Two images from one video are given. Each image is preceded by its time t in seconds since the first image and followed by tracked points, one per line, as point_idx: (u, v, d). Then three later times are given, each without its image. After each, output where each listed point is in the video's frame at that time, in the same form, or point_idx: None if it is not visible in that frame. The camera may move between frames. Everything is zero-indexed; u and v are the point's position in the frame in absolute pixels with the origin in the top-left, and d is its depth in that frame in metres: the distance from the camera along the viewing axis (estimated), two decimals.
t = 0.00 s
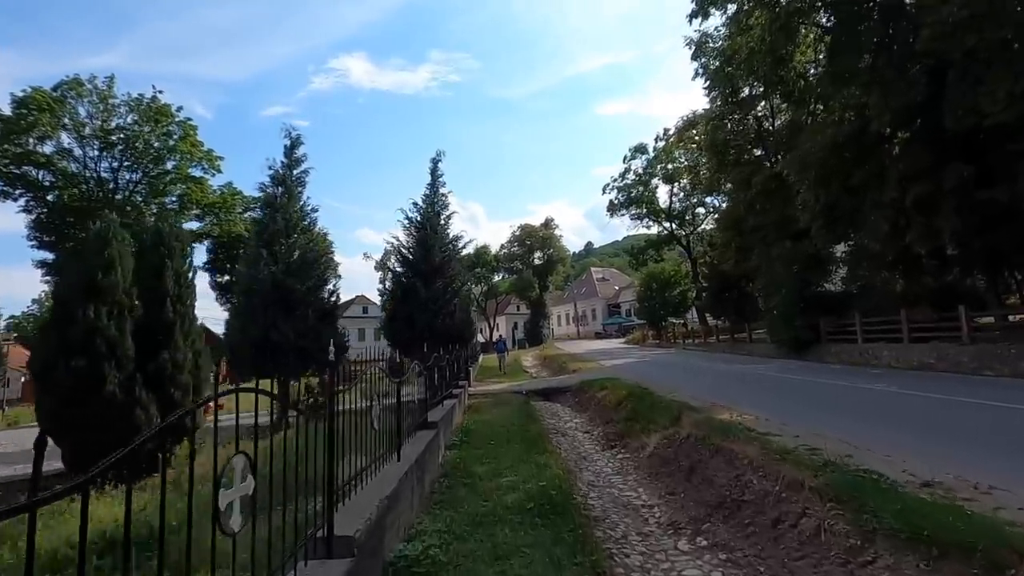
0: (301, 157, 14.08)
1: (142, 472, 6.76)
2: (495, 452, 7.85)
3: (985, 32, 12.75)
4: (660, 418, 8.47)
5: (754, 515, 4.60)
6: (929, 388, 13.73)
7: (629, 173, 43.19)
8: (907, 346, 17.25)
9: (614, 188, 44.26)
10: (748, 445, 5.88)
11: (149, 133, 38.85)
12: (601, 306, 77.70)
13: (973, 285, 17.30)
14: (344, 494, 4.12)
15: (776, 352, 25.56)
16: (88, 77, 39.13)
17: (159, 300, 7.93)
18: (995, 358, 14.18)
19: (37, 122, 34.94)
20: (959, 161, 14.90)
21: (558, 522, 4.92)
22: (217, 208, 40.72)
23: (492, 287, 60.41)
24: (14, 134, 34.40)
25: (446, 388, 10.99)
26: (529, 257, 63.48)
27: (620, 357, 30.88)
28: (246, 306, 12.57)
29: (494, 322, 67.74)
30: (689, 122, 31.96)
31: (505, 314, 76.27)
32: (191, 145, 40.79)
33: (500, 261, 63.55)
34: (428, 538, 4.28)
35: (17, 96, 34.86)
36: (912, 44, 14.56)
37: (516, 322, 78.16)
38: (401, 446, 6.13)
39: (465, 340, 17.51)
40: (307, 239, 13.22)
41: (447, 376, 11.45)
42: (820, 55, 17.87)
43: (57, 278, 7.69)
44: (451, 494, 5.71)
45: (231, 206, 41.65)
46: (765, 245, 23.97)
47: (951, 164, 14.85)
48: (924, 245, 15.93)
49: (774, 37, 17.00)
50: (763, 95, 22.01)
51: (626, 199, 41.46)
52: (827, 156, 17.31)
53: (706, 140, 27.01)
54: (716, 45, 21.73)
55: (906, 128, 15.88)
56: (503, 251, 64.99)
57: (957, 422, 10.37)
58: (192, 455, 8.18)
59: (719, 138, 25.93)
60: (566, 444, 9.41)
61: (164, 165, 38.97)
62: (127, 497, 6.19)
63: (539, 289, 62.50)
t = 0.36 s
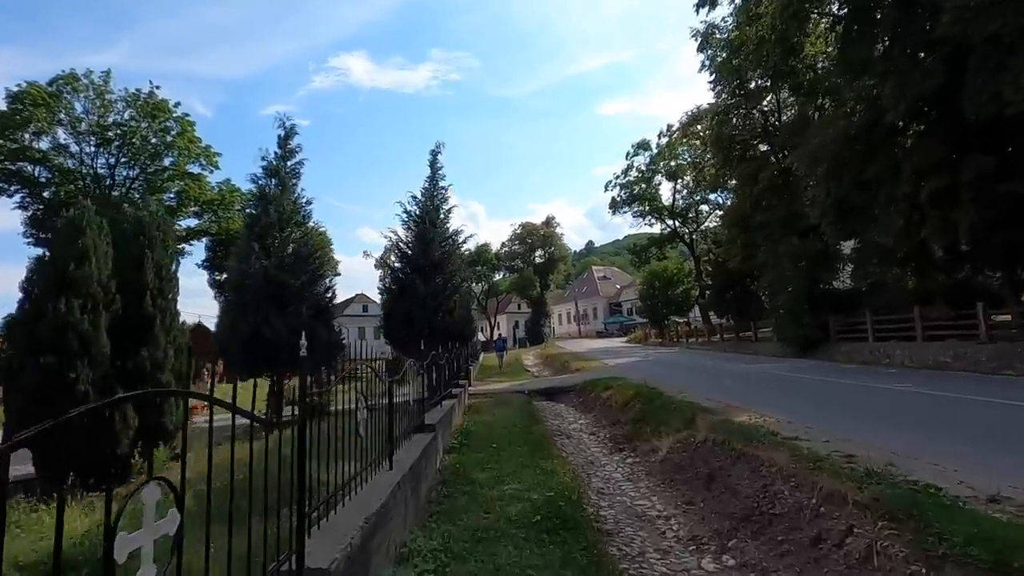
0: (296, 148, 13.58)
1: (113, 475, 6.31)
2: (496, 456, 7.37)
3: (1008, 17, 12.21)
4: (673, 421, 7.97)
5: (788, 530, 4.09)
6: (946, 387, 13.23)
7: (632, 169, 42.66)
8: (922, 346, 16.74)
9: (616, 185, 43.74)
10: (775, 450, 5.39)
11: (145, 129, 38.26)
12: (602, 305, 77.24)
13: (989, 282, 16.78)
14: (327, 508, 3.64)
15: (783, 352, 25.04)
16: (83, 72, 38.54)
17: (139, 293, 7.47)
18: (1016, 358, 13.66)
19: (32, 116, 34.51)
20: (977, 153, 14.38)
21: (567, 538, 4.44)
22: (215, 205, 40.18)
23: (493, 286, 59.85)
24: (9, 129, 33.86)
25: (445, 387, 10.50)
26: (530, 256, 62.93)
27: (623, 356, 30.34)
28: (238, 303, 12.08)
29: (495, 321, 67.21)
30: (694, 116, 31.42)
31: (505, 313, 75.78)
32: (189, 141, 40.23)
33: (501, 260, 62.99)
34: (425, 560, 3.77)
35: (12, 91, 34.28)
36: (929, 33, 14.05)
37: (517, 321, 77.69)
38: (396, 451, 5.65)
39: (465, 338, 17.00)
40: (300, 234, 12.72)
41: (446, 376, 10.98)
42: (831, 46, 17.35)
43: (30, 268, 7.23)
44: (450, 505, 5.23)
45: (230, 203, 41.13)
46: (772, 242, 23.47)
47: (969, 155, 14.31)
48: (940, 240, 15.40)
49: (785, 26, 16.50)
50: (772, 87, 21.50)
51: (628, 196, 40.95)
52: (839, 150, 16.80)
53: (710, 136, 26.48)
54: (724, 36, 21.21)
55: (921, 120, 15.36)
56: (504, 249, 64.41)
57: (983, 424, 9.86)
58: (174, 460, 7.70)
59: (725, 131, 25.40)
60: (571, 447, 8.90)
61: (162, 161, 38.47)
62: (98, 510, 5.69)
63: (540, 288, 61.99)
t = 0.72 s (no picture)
0: (289, 139, 13.06)
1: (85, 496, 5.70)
2: (499, 463, 6.90)
3: None
4: (687, 426, 7.49)
5: (831, 555, 3.59)
6: (964, 387, 12.74)
7: (634, 166, 42.13)
8: (937, 345, 16.26)
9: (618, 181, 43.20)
10: (808, 461, 4.91)
11: (141, 124, 37.66)
12: (602, 304, 76.77)
13: (1005, 279, 16.30)
14: (304, 535, 3.14)
15: (790, 350, 24.56)
16: (79, 66, 37.91)
17: (115, 291, 7.04)
18: None
19: (26, 112, 33.83)
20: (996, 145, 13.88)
21: (580, 562, 3.95)
22: (213, 202, 39.59)
23: (492, 284, 59.33)
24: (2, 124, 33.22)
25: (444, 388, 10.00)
26: (531, 254, 62.40)
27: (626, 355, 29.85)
28: (228, 300, 11.59)
29: (495, 319, 66.71)
30: (699, 111, 30.89)
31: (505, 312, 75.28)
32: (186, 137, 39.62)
33: (501, 257, 62.45)
34: None
35: (5, 85, 33.62)
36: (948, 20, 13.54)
37: (517, 320, 77.23)
38: (390, 461, 5.17)
39: (465, 336, 16.51)
40: (293, 228, 12.21)
41: (445, 376, 10.50)
42: (843, 36, 16.80)
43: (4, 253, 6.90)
44: (449, 522, 4.74)
45: (228, 199, 40.54)
46: (779, 239, 22.96)
47: (989, 147, 13.81)
48: (956, 236, 14.91)
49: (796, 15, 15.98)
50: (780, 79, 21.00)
51: (630, 192, 40.43)
52: (852, 142, 16.29)
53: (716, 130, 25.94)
54: (732, 26, 20.67)
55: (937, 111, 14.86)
56: (504, 247, 63.87)
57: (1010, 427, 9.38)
58: (161, 468, 7.24)
59: (731, 125, 24.88)
60: (577, 452, 8.39)
61: (158, 158, 37.88)
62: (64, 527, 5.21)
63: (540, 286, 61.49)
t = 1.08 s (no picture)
0: (281, 130, 12.55)
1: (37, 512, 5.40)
2: (498, 471, 6.38)
3: None
4: (701, 432, 6.95)
5: None
6: (981, 387, 12.24)
7: (636, 164, 41.65)
8: (952, 345, 15.75)
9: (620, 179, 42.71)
10: (846, 474, 4.38)
11: (137, 121, 37.10)
12: (603, 304, 76.30)
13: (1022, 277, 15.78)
14: (266, 569, 2.63)
15: (796, 351, 24.05)
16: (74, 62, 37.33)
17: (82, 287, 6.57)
18: None
19: (21, 108, 33.10)
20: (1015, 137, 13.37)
21: None
22: (210, 200, 39.03)
23: (492, 284, 58.81)
24: None
25: (442, 389, 9.48)
26: (531, 253, 61.89)
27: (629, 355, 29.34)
28: (215, 297, 11.06)
29: (495, 319, 66.18)
30: (703, 106, 30.40)
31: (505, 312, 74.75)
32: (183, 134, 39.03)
33: (501, 257, 61.94)
34: None
35: None
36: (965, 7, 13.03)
37: (517, 320, 76.73)
38: (378, 472, 4.65)
39: (464, 336, 15.99)
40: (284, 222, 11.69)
41: (443, 377, 10.00)
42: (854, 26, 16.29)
43: None
44: (443, 542, 4.23)
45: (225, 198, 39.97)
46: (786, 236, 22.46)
47: (1008, 139, 13.30)
48: (973, 232, 14.40)
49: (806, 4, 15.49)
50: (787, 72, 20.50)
51: (632, 190, 39.94)
52: (863, 135, 15.78)
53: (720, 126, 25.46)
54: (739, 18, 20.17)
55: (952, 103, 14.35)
56: (505, 246, 63.37)
57: None
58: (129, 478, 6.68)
59: (736, 120, 24.38)
60: (582, 459, 7.86)
61: (154, 155, 37.33)
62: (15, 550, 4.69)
63: (541, 285, 60.97)
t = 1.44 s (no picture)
0: (273, 118, 12.02)
1: None
2: (500, 479, 5.85)
3: None
4: (722, 436, 6.42)
5: None
6: (1002, 387, 11.73)
7: (638, 160, 41.10)
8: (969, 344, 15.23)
9: (622, 175, 42.14)
10: (902, 492, 3.84)
11: (133, 116, 36.48)
12: (603, 302, 75.81)
13: None
14: None
15: (804, 349, 23.54)
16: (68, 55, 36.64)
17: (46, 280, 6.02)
18: None
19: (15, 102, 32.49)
20: None
21: None
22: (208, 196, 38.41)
23: (493, 282, 58.25)
24: None
25: (440, 389, 8.96)
26: (532, 251, 61.36)
27: (632, 354, 28.76)
28: (201, 290, 10.52)
29: (496, 318, 65.66)
30: (707, 101, 29.85)
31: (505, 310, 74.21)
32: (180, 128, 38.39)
33: (501, 255, 61.39)
34: None
35: None
36: None
37: (517, 318, 76.23)
38: (367, 483, 4.12)
39: (464, 333, 15.45)
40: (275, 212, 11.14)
41: (441, 376, 9.48)
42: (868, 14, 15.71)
43: None
44: (441, 564, 3.71)
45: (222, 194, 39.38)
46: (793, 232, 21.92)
47: None
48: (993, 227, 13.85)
49: None
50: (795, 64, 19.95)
51: (635, 186, 39.39)
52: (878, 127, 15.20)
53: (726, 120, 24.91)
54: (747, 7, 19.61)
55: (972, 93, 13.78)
56: (505, 244, 62.79)
57: None
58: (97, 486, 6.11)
59: (742, 113, 23.83)
60: (590, 464, 7.35)
61: (151, 150, 36.67)
62: None
63: (542, 283, 60.43)
